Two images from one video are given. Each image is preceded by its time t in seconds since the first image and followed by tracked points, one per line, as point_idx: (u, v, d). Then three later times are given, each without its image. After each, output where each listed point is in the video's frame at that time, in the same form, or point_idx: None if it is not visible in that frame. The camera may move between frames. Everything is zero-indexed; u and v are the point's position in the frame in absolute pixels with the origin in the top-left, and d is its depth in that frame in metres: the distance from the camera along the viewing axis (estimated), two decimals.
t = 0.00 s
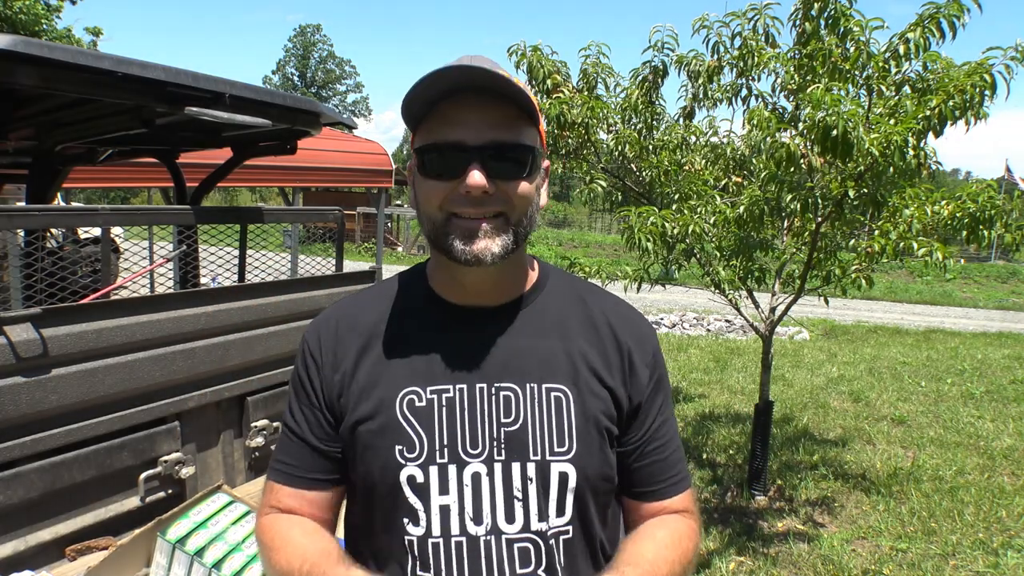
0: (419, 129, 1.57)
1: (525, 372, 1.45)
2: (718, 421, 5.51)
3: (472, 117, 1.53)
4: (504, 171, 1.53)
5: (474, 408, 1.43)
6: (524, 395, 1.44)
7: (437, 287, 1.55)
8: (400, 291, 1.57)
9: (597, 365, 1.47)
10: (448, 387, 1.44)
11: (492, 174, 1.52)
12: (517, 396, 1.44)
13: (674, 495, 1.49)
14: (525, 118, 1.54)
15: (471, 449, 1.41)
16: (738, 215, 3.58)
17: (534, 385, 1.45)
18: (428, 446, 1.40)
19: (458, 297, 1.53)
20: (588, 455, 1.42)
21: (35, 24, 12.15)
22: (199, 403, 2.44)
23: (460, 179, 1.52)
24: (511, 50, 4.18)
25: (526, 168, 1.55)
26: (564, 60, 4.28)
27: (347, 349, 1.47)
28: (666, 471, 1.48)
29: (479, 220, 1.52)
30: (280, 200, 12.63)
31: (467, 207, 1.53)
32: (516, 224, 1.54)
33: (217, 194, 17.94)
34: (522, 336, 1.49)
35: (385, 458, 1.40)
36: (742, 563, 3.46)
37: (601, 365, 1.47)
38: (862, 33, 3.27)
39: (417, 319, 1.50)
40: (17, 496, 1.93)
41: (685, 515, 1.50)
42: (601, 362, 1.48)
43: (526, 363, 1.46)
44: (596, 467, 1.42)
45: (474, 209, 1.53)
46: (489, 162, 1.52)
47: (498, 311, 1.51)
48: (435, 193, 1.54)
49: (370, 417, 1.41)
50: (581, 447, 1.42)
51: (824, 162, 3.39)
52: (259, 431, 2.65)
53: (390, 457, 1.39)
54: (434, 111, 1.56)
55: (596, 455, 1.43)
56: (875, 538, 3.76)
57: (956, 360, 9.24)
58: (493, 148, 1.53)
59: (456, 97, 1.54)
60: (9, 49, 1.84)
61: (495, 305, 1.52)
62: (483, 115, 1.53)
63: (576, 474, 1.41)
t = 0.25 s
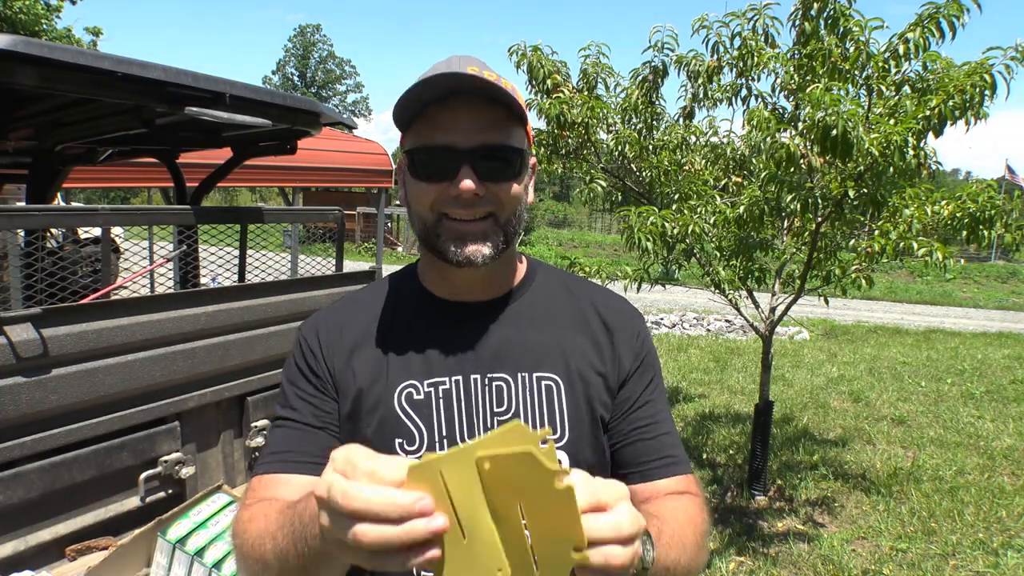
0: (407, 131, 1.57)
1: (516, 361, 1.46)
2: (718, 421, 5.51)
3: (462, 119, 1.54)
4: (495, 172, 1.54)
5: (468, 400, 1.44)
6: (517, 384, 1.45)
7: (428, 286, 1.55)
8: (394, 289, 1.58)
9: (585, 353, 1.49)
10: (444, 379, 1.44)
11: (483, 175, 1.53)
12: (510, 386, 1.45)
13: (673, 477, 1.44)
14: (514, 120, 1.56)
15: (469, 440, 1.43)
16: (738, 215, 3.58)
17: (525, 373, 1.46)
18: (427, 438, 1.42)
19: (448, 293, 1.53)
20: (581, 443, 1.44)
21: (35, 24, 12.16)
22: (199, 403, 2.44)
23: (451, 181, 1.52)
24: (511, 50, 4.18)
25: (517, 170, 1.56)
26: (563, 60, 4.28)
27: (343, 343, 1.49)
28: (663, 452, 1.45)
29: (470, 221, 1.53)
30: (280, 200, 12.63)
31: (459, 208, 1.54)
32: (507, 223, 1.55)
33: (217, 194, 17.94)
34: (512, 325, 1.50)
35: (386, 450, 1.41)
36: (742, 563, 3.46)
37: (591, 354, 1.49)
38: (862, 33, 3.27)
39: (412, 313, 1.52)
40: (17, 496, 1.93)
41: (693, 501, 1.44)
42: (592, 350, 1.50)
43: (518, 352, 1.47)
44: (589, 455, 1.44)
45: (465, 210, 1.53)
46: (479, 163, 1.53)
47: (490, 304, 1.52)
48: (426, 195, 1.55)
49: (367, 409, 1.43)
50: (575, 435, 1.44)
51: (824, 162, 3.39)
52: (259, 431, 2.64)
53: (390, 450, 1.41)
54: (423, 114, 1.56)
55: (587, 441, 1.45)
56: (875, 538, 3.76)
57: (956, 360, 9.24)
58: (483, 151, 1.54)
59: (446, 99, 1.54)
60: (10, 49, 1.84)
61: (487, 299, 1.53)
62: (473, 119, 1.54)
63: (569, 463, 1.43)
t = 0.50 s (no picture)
0: (401, 137, 1.64)
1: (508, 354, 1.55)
2: (718, 421, 5.51)
3: (455, 127, 1.62)
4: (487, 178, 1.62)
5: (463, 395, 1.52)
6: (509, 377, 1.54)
7: (424, 285, 1.65)
8: (388, 295, 1.66)
9: (576, 344, 1.58)
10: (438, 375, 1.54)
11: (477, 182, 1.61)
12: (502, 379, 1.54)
13: (665, 463, 1.48)
14: (505, 129, 1.64)
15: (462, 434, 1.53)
16: (738, 215, 3.58)
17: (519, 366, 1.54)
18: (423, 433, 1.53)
19: (443, 293, 1.62)
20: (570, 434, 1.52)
21: (35, 24, 12.15)
22: (199, 402, 2.44)
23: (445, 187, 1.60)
24: (511, 50, 4.18)
25: (507, 176, 1.65)
26: (563, 60, 4.28)
27: (343, 341, 1.59)
28: (652, 438, 1.50)
29: (464, 225, 1.61)
30: (280, 199, 12.62)
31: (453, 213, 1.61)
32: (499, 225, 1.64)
33: (217, 195, 17.94)
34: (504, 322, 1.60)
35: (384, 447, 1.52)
36: (742, 563, 3.45)
37: (580, 346, 1.58)
38: (862, 33, 3.26)
39: (408, 312, 1.61)
40: (17, 496, 1.93)
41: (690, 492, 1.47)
42: (580, 344, 1.58)
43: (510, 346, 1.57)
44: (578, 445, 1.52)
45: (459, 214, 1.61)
46: (473, 169, 1.61)
47: (480, 304, 1.62)
48: (421, 199, 1.62)
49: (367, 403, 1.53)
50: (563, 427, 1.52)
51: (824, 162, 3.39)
52: (259, 431, 2.64)
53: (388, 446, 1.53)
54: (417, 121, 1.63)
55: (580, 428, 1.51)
56: (875, 537, 3.76)
57: (956, 360, 9.23)
58: (476, 158, 1.62)
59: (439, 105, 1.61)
60: (9, 49, 1.84)
61: (480, 297, 1.63)
62: (466, 127, 1.62)
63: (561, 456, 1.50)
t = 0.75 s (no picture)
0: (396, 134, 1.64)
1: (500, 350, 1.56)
2: (718, 421, 5.51)
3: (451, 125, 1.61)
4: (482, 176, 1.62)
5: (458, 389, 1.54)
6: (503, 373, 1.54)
7: (420, 284, 1.66)
8: (387, 291, 1.69)
9: (569, 341, 1.58)
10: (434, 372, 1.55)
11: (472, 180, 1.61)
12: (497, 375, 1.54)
13: (649, 465, 1.47)
14: (498, 127, 1.64)
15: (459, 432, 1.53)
16: (738, 215, 3.58)
17: (512, 362, 1.56)
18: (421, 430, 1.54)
19: (438, 289, 1.64)
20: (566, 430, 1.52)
21: (35, 24, 12.16)
22: (199, 402, 2.44)
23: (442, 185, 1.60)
24: (511, 50, 4.18)
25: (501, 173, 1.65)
26: (563, 60, 4.28)
27: (341, 339, 1.59)
28: (638, 437, 1.50)
29: (458, 222, 1.62)
30: (280, 199, 12.62)
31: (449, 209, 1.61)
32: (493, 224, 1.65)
33: (217, 195, 17.94)
34: (496, 319, 1.61)
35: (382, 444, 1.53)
36: (742, 563, 3.45)
37: (572, 343, 1.58)
38: (862, 33, 3.26)
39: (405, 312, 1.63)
40: (17, 496, 1.92)
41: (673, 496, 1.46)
42: (573, 340, 1.59)
43: (502, 342, 1.58)
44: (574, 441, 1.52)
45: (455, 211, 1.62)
46: (465, 166, 1.61)
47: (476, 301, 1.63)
48: (415, 196, 1.62)
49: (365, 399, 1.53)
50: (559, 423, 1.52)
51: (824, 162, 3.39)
52: (259, 431, 2.64)
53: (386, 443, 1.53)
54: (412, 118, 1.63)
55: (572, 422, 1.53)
56: (875, 538, 3.76)
57: (956, 360, 9.23)
58: (469, 155, 1.62)
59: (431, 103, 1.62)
60: (9, 49, 1.84)
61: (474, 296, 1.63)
62: (458, 124, 1.62)
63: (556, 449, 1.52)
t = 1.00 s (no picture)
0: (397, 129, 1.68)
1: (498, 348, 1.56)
2: (718, 421, 5.51)
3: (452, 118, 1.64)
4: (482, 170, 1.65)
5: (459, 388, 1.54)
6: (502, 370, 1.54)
7: (420, 281, 1.66)
8: (386, 291, 1.69)
9: (567, 337, 1.58)
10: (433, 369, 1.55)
11: (472, 173, 1.63)
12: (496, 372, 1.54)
13: (646, 459, 1.47)
14: (497, 123, 1.67)
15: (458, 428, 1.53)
16: (738, 215, 3.58)
17: (510, 360, 1.55)
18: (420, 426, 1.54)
19: (437, 286, 1.64)
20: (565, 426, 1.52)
21: (35, 24, 12.16)
22: (199, 402, 2.44)
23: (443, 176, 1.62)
24: (511, 50, 4.18)
25: (500, 168, 1.68)
26: (563, 60, 4.28)
27: (339, 338, 1.59)
28: (636, 430, 1.49)
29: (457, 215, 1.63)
30: (280, 199, 12.61)
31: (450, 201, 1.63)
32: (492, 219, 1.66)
33: (217, 195, 17.93)
34: (494, 317, 1.61)
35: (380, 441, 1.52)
36: (742, 563, 3.45)
37: (570, 339, 1.58)
38: (862, 33, 3.26)
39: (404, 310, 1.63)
40: (17, 496, 1.93)
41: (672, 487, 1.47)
42: (571, 337, 1.59)
43: (500, 341, 1.58)
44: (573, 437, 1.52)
45: (455, 203, 1.63)
46: (465, 160, 1.64)
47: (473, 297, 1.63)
48: (416, 190, 1.63)
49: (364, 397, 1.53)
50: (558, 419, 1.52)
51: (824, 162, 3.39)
52: (259, 431, 2.64)
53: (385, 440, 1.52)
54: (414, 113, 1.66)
55: (572, 418, 1.53)
56: (875, 538, 3.76)
57: (956, 360, 9.23)
58: (469, 149, 1.64)
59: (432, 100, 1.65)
60: (10, 49, 1.84)
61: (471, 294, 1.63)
62: (459, 120, 1.64)
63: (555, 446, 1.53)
